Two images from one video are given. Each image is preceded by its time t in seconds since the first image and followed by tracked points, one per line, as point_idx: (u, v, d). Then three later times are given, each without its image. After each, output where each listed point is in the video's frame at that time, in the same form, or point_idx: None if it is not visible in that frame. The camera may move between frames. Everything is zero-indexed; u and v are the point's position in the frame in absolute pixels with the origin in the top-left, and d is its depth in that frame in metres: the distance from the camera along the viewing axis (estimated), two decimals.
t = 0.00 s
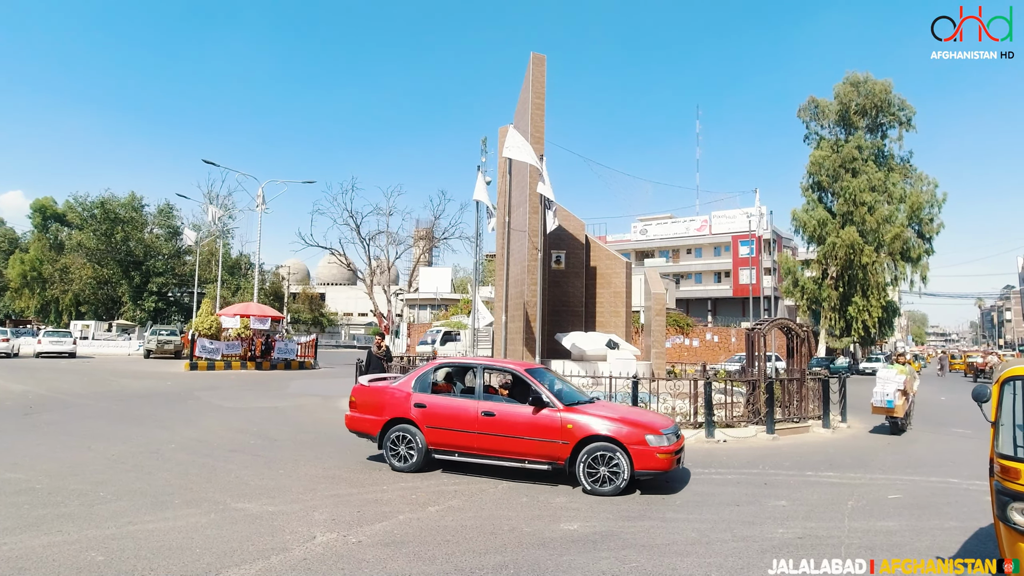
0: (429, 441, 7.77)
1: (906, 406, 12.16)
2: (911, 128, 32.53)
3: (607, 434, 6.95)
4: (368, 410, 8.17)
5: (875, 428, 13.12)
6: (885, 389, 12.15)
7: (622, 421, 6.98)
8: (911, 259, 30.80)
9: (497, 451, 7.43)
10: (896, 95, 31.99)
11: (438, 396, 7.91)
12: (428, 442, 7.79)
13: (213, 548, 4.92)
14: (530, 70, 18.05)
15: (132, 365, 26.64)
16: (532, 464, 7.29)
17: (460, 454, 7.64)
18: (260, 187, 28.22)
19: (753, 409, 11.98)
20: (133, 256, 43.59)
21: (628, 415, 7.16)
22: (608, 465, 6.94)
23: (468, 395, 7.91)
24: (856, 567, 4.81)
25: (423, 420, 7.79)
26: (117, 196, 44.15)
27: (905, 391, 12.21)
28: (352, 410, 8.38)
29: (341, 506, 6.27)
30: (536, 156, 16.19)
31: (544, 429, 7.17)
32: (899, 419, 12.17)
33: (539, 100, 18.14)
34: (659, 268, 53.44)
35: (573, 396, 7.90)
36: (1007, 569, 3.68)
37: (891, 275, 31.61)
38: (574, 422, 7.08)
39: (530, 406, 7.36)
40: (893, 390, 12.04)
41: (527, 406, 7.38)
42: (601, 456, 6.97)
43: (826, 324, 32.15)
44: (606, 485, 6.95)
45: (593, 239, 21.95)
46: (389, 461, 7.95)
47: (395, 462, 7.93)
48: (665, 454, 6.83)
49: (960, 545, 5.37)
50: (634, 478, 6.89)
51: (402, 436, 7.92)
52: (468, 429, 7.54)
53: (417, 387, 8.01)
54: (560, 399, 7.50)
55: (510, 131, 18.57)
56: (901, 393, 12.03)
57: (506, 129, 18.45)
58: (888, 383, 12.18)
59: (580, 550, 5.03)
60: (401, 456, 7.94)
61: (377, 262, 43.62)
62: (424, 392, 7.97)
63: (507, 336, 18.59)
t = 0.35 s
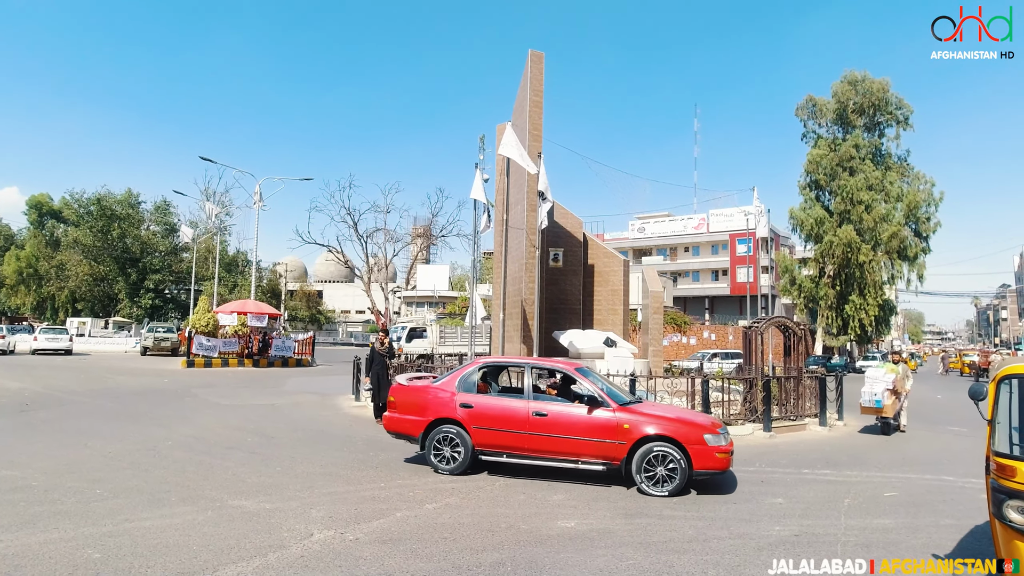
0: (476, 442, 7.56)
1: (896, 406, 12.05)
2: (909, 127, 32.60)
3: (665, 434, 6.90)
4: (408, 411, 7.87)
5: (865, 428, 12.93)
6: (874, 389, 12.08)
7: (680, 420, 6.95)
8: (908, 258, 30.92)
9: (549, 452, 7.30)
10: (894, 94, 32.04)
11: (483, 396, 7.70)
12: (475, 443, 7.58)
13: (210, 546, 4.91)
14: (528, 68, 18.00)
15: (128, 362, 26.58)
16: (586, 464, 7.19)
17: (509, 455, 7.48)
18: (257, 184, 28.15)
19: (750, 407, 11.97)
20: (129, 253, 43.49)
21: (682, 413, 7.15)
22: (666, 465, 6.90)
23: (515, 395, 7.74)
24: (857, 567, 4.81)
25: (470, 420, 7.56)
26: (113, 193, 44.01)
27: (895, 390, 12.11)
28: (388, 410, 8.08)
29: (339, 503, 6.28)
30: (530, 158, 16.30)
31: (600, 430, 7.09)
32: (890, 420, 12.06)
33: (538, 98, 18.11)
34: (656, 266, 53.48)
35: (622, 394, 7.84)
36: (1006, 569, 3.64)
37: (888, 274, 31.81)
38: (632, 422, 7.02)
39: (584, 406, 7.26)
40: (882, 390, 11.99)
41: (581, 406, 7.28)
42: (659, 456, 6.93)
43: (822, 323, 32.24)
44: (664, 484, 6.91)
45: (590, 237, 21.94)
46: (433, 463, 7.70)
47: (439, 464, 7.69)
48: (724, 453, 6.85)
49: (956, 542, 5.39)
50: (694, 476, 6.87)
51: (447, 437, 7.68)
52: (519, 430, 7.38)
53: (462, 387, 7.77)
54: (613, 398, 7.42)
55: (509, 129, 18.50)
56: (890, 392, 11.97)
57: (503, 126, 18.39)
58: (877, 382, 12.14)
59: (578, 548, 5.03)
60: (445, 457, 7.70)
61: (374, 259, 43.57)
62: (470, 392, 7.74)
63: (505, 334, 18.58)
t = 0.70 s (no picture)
0: (518, 444, 7.48)
1: (883, 405, 11.89)
2: (906, 126, 32.67)
3: (713, 435, 6.89)
4: (445, 413, 7.72)
5: (851, 428, 12.66)
6: (860, 389, 11.93)
7: (727, 420, 6.94)
8: (905, 257, 31.06)
9: (594, 454, 7.24)
10: (890, 93, 32.11)
11: (523, 398, 7.61)
12: (516, 445, 7.49)
13: (208, 544, 4.91)
14: (526, 66, 17.99)
15: (126, 361, 26.56)
16: (631, 465, 7.15)
17: (551, 457, 7.41)
18: (254, 182, 28.10)
19: (747, 406, 11.95)
20: (126, 251, 43.41)
21: (727, 414, 7.14)
22: (713, 466, 6.87)
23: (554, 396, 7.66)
24: (856, 567, 4.81)
25: (511, 422, 7.47)
26: (109, 191, 43.92)
27: (882, 389, 11.93)
28: (423, 412, 7.93)
29: (337, 502, 6.27)
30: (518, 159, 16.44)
31: (646, 431, 7.06)
32: (876, 419, 11.89)
33: (535, 96, 18.11)
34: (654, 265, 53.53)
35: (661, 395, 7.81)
36: (1007, 569, 3.62)
37: (885, 273, 31.91)
38: (679, 423, 6.99)
39: (628, 407, 7.23)
40: (867, 390, 11.82)
41: (625, 407, 7.25)
42: (707, 457, 6.92)
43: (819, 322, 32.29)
44: (712, 486, 6.88)
45: (588, 235, 21.93)
46: (472, 466, 7.57)
47: (478, 468, 7.57)
48: (772, 454, 6.84)
49: (952, 541, 5.41)
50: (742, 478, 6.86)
51: (486, 440, 7.57)
52: (562, 431, 7.31)
53: (500, 389, 7.66)
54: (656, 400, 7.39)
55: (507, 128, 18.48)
56: (875, 391, 11.78)
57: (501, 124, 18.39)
58: (862, 381, 11.97)
59: (576, 546, 5.04)
60: (483, 460, 7.59)
61: (371, 258, 43.52)
62: (509, 393, 7.65)
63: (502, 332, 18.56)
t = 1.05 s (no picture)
0: (558, 447, 7.38)
1: (873, 406, 11.76)
2: (906, 126, 32.65)
3: (759, 436, 6.86)
4: (482, 416, 7.58)
5: (843, 428, 12.57)
6: (847, 389, 11.83)
7: (772, 421, 6.92)
8: (905, 257, 31.07)
9: (637, 455, 7.17)
10: (890, 93, 32.11)
11: (563, 400, 7.50)
12: (556, 449, 7.38)
13: (207, 544, 4.91)
14: (526, 66, 17.99)
15: (126, 361, 26.55)
16: (675, 468, 7.10)
17: (593, 461, 7.32)
18: (254, 182, 28.10)
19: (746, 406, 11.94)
20: (126, 251, 43.40)
21: (770, 416, 7.11)
22: (760, 468, 6.81)
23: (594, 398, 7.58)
24: (856, 567, 4.81)
25: (552, 425, 7.37)
26: (109, 191, 43.92)
27: (871, 390, 11.81)
28: (458, 415, 7.78)
29: (336, 501, 6.27)
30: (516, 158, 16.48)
31: (690, 433, 7.01)
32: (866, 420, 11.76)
33: (535, 96, 18.12)
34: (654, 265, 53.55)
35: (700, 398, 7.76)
36: (1007, 569, 3.62)
37: (885, 273, 31.90)
38: (724, 425, 6.96)
39: (672, 409, 7.18)
40: (854, 390, 11.69)
41: (668, 410, 7.21)
42: (752, 459, 6.88)
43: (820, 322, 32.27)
44: (758, 488, 6.83)
45: (588, 235, 21.92)
46: (511, 470, 7.44)
47: (516, 471, 7.44)
48: (817, 455, 6.82)
49: (952, 540, 5.41)
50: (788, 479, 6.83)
51: (526, 443, 7.45)
52: (604, 434, 7.23)
53: (540, 391, 7.55)
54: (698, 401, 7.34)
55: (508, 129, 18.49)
56: (864, 391, 11.64)
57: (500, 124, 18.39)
58: (850, 382, 11.84)
59: (576, 546, 5.04)
60: (522, 464, 7.47)
61: (371, 257, 43.51)
62: (548, 396, 7.54)
63: (502, 332, 18.55)
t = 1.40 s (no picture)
0: (600, 450, 7.32)
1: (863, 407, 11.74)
2: (907, 126, 32.63)
3: (805, 440, 6.85)
4: (522, 419, 7.50)
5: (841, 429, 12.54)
6: (836, 391, 11.83)
7: (818, 424, 6.92)
8: (906, 257, 31.08)
9: (681, 458, 7.13)
10: (891, 93, 32.10)
11: (605, 403, 7.44)
12: (598, 451, 7.32)
13: (209, 544, 4.92)
14: (527, 66, 17.98)
15: (127, 361, 26.56)
16: (719, 471, 7.06)
17: (635, 463, 7.26)
18: (255, 183, 28.12)
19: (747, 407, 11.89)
20: (128, 251, 43.47)
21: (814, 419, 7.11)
22: (806, 471, 6.81)
23: (636, 400, 7.52)
24: (857, 567, 4.82)
25: (594, 428, 7.31)
26: (111, 191, 44.00)
27: (861, 391, 11.79)
28: (497, 417, 7.70)
29: (338, 502, 6.27)
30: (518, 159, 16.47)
31: (736, 435, 6.98)
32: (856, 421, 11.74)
33: (536, 97, 18.12)
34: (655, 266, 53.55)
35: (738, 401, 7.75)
36: (1007, 569, 3.62)
37: (886, 273, 31.88)
38: (770, 427, 6.93)
39: (716, 412, 7.16)
40: (844, 393, 11.70)
41: (712, 412, 7.18)
42: (798, 462, 6.86)
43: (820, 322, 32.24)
44: (804, 492, 6.81)
45: (589, 236, 21.92)
46: (552, 473, 7.37)
47: (557, 474, 7.37)
48: (863, 459, 6.82)
49: (952, 541, 5.42)
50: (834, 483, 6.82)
51: (568, 445, 7.38)
52: (648, 437, 7.19)
53: (581, 394, 7.50)
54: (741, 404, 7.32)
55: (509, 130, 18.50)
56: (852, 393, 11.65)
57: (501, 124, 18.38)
58: (840, 384, 11.86)
59: (576, 547, 5.05)
60: (563, 466, 7.41)
61: (373, 257, 43.56)
62: (590, 399, 7.48)
63: (503, 333, 18.56)
